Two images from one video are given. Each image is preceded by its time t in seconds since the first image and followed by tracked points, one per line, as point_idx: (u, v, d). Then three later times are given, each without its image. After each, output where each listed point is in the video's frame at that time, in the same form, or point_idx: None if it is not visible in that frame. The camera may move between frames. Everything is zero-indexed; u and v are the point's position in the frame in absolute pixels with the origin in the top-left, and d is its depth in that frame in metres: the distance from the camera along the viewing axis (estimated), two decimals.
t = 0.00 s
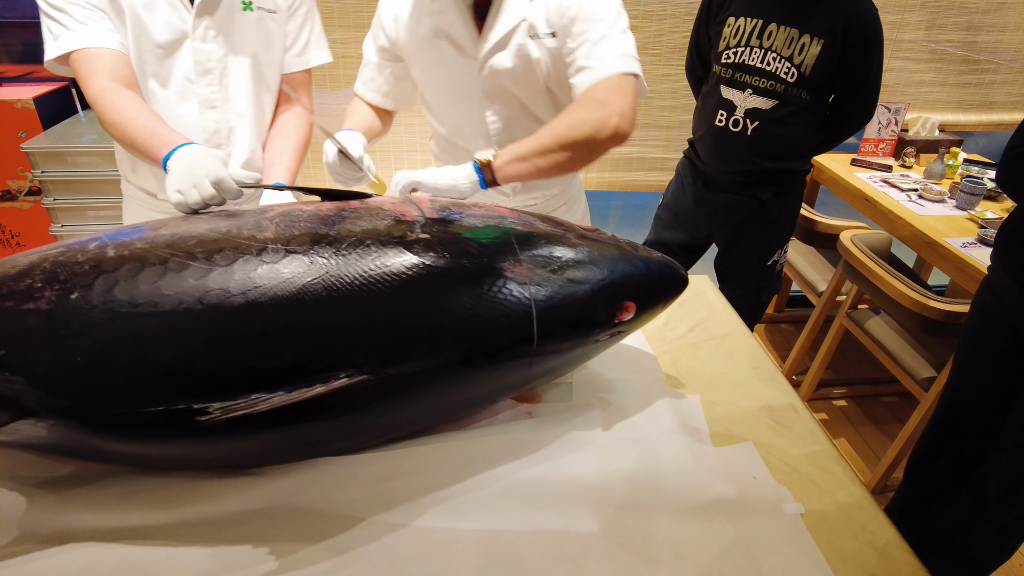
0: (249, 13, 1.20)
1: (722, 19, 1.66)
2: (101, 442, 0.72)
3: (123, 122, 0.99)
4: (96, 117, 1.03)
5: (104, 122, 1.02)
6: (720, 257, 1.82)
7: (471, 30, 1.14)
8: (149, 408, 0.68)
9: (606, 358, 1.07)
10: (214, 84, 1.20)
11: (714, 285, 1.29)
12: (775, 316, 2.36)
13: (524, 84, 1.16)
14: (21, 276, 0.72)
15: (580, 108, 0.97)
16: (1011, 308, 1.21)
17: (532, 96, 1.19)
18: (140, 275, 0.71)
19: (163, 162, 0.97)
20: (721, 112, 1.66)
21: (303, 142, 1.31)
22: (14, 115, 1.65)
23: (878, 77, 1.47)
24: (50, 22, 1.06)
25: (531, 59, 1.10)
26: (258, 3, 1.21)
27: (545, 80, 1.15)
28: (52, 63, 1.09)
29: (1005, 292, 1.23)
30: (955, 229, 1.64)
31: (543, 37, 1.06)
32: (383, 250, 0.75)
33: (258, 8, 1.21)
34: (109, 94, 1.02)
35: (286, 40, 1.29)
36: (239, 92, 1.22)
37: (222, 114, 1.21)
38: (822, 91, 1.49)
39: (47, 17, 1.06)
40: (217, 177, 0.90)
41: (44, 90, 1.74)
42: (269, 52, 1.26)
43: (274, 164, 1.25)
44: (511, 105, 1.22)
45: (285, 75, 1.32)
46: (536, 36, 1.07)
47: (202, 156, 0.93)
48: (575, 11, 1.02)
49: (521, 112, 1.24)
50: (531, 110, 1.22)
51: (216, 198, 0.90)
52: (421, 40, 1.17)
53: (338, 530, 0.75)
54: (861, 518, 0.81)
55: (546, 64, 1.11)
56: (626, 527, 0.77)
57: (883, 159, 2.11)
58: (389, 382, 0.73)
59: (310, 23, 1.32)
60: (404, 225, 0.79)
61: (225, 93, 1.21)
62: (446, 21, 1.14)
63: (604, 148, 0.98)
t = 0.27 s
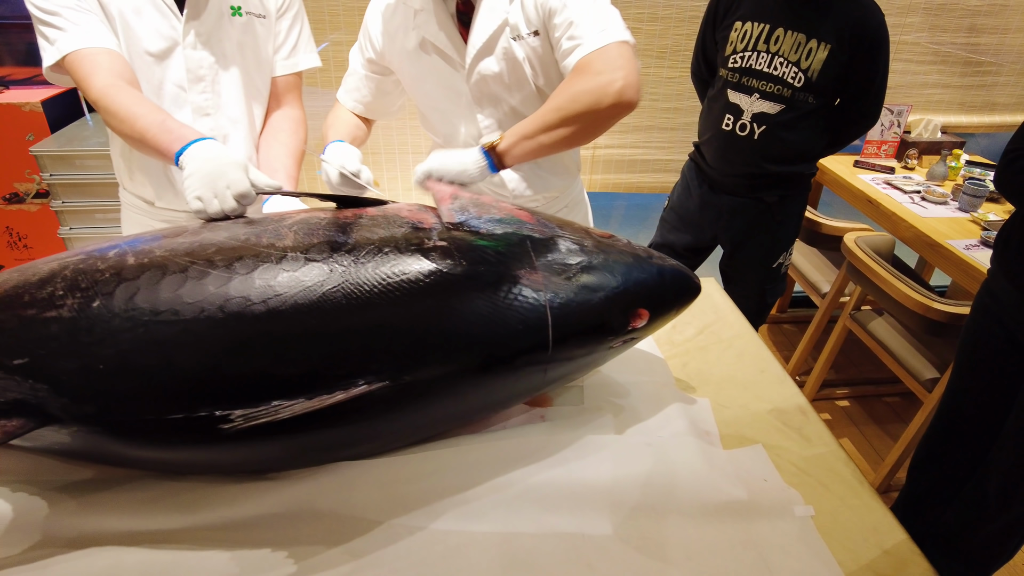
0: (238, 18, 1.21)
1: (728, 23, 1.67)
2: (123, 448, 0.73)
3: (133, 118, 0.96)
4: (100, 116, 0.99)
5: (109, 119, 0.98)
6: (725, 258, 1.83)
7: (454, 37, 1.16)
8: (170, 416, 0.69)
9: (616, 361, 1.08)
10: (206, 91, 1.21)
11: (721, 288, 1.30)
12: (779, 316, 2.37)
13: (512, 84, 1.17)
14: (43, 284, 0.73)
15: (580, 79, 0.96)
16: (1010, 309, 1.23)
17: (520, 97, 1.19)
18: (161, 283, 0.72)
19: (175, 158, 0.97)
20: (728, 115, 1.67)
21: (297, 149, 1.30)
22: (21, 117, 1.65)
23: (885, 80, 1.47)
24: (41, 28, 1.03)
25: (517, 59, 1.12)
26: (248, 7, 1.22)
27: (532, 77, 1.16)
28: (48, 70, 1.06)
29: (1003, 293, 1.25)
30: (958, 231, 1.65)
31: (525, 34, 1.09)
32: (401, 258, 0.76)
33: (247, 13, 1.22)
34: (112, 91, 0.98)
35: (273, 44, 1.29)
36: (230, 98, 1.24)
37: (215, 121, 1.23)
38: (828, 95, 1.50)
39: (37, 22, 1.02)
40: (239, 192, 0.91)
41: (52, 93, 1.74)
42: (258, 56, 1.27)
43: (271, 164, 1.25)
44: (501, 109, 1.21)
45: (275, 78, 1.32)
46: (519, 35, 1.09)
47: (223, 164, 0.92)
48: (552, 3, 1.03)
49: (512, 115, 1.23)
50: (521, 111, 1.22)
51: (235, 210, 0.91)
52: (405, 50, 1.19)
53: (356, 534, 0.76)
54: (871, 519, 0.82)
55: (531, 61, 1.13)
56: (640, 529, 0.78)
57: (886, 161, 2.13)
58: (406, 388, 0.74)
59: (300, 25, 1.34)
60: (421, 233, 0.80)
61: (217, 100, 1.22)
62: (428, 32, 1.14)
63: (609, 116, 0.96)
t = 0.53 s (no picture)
0: (271, 24, 1.19)
1: (731, 25, 1.68)
2: (135, 452, 0.73)
3: (166, 117, 0.96)
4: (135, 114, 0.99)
5: (143, 117, 0.98)
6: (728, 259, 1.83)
7: (485, 52, 1.12)
8: (183, 422, 0.70)
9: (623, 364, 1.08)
10: (233, 96, 1.20)
11: (726, 289, 1.30)
12: (781, 317, 2.38)
13: (538, 99, 1.17)
14: (54, 289, 0.73)
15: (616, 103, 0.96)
16: (1010, 310, 1.23)
17: (542, 111, 1.20)
18: (173, 288, 0.72)
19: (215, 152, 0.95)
20: (732, 117, 1.68)
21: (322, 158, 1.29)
22: (27, 119, 1.65)
23: (888, 81, 1.48)
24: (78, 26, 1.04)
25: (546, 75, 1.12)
26: (281, 14, 1.20)
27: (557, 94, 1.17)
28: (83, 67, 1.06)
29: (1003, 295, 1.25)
30: (961, 232, 1.66)
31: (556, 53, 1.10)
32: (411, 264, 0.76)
33: (281, 19, 1.20)
34: (150, 89, 0.99)
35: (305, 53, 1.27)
36: (259, 103, 1.22)
37: (240, 125, 1.22)
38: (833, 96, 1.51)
39: (76, 19, 1.03)
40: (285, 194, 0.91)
41: (58, 95, 1.74)
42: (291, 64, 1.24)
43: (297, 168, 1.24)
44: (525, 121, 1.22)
45: (306, 85, 1.30)
46: (552, 52, 1.09)
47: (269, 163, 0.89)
48: (590, 24, 1.02)
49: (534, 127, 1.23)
50: (542, 124, 1.23)
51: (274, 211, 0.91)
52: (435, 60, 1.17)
53: (367, 536, 0.77)
54: (878, 520, 0.83)
55: (560, 79, 1.14)
56: (648, 531, 0.79)
57: (888, 162, 2.13)
58: (416, 394, 0.75)
59: (335, 34, 1.31)
60: (431, 239, 0.80)
61: (243, 105, 1.21)
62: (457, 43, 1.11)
63: (640, 148, 0.96)
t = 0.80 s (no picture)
0: (296, 33, 1.18)
1: (729, 24, 1.66)
2: (123, 456, 0.72)
3: (170, 131, 0.95)
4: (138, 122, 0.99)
5: (144, 127, 0.98)
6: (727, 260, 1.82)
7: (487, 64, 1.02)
8: (170, 423, 0.69)
9: (620, 366, 1.07)
10: (246, 101, 1.17)
11: (724, 290, 1.29)
12: (782, 318, 2.37)
13: (534, 118, 1.10)
14: (42, 290, 0.72)
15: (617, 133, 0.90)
16: (1010, 311, 1.22)
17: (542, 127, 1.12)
18: (161, 289, 0.71)
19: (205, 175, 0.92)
20: (729, 117, 1.67)
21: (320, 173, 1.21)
22: (23, 120, 1.65)
23: (887, 81, 1.48)
24: (101, 20, 1.06)
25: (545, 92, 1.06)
26: (308, 24, 1.19)
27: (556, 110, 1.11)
28: (96, 59, 1.06)
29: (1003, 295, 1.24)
30: (962, 232, 1.64)
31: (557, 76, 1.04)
32: (402, 265, 0.75)
33: (307, 30, 1.19)
34: (152, 98, 0.99)
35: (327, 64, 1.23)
36: (272, 111, 1.19)
37: (249, 132, 1.18)
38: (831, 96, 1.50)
39: (99, 15, 1.05)
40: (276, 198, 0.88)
41: (53, 96, 1.74)
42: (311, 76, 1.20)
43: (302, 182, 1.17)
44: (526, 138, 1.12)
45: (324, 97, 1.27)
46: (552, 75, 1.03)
47: (255, 170, 0.89)
48: (595, 50, 0.96)
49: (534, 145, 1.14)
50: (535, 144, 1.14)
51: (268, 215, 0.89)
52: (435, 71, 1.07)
53: (358, 541, 0.76)
54: (876, 525, 0.82)
55: (558, 99, 1.09)
56: (643, 536, 0.78)
57: (889, 162, 2.12)
58: (407, 396, 0.74)
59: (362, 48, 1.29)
60: (422, 240, 0.79)
61: (256, 111, 1.18)
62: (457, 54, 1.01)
63: (641, 182, 0.91)
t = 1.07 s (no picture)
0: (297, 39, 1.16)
1: (727, 24, 1.66)
2: (113, 460, 0.72)
3: (162, 135, 0.95)
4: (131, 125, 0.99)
5: (137, 129, 0.98)
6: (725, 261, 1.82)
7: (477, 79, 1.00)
8: (160, 426, 0.68)
9: (616, 368, 1.07)
10: (243, 105, 1.15)
11: (721, 292, 1.29)
12: (781, 318, 2.36)
13: (530, 132, 1.07)
14: (31, 293, 0.72)
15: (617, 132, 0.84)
16: (1009, 313, 1.21)
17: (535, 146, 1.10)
18: (151, 291, 0.70)
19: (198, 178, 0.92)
20: (727, 117, 1.66)
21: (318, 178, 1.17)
22: (17, 121, 1.64)
23: (885, 81, 1.48)
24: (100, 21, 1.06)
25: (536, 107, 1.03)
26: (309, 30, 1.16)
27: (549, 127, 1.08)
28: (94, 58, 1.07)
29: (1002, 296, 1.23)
30: (962, 232, 1.63)
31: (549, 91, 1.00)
32: (394, 266, 0.75)
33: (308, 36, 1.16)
34: (145, 103, 1.00)
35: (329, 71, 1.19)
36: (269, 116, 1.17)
37: (244, 136, 1.16)
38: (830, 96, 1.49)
39: (98, 16, 1.05)
40: (266, 197, 0.87)
41: (48, 97, 1.74)
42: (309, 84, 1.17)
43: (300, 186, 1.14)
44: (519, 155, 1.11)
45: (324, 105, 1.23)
46: (544, 90, 1.00)
47: (246, 171, 0.88)
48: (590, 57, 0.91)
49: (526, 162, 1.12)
50: (533, 158, 1.11)
51: (259, 215, 0.88)
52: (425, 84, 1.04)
53: (350, 545, 0.75)
54: (872, 530, 0.81)
55: (554, 113, 1.05)
56: (637, 542, 0.77)
57: (888, 161, 2.11)
58: (399, 398, 0.73)
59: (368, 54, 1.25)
60: (415, 241, 0.79)
61: (253, 116, 1.17)
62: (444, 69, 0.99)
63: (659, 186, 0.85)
